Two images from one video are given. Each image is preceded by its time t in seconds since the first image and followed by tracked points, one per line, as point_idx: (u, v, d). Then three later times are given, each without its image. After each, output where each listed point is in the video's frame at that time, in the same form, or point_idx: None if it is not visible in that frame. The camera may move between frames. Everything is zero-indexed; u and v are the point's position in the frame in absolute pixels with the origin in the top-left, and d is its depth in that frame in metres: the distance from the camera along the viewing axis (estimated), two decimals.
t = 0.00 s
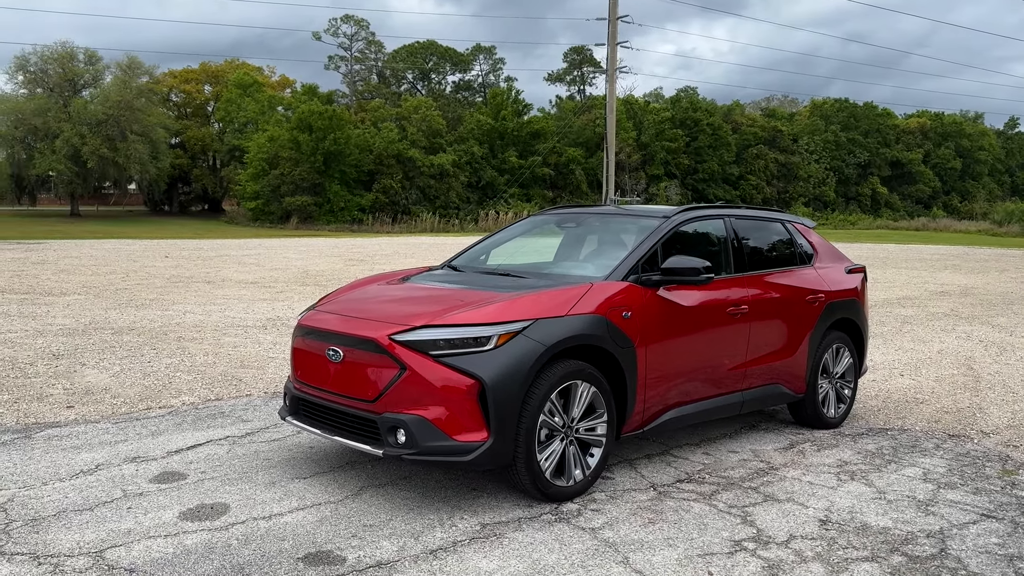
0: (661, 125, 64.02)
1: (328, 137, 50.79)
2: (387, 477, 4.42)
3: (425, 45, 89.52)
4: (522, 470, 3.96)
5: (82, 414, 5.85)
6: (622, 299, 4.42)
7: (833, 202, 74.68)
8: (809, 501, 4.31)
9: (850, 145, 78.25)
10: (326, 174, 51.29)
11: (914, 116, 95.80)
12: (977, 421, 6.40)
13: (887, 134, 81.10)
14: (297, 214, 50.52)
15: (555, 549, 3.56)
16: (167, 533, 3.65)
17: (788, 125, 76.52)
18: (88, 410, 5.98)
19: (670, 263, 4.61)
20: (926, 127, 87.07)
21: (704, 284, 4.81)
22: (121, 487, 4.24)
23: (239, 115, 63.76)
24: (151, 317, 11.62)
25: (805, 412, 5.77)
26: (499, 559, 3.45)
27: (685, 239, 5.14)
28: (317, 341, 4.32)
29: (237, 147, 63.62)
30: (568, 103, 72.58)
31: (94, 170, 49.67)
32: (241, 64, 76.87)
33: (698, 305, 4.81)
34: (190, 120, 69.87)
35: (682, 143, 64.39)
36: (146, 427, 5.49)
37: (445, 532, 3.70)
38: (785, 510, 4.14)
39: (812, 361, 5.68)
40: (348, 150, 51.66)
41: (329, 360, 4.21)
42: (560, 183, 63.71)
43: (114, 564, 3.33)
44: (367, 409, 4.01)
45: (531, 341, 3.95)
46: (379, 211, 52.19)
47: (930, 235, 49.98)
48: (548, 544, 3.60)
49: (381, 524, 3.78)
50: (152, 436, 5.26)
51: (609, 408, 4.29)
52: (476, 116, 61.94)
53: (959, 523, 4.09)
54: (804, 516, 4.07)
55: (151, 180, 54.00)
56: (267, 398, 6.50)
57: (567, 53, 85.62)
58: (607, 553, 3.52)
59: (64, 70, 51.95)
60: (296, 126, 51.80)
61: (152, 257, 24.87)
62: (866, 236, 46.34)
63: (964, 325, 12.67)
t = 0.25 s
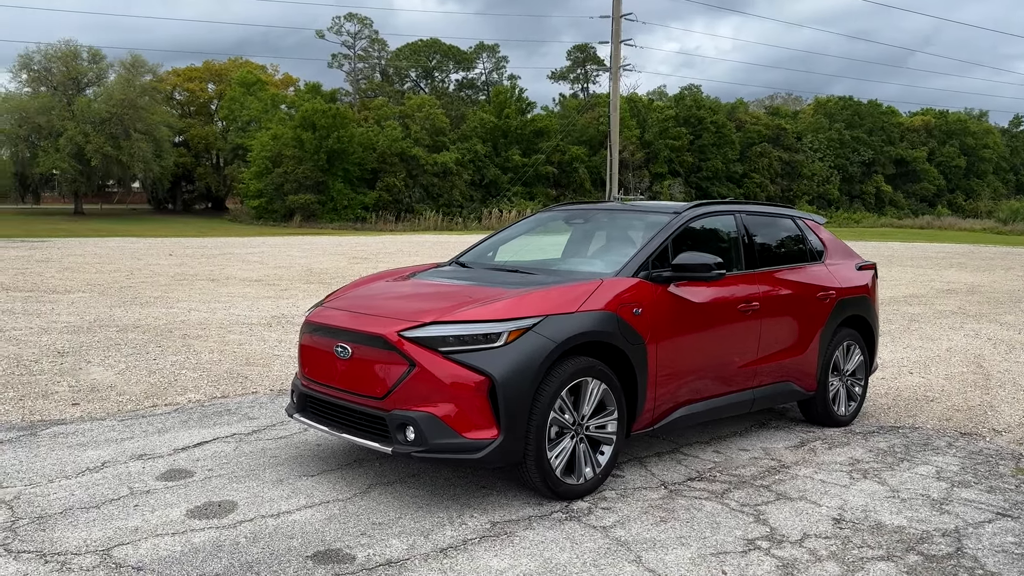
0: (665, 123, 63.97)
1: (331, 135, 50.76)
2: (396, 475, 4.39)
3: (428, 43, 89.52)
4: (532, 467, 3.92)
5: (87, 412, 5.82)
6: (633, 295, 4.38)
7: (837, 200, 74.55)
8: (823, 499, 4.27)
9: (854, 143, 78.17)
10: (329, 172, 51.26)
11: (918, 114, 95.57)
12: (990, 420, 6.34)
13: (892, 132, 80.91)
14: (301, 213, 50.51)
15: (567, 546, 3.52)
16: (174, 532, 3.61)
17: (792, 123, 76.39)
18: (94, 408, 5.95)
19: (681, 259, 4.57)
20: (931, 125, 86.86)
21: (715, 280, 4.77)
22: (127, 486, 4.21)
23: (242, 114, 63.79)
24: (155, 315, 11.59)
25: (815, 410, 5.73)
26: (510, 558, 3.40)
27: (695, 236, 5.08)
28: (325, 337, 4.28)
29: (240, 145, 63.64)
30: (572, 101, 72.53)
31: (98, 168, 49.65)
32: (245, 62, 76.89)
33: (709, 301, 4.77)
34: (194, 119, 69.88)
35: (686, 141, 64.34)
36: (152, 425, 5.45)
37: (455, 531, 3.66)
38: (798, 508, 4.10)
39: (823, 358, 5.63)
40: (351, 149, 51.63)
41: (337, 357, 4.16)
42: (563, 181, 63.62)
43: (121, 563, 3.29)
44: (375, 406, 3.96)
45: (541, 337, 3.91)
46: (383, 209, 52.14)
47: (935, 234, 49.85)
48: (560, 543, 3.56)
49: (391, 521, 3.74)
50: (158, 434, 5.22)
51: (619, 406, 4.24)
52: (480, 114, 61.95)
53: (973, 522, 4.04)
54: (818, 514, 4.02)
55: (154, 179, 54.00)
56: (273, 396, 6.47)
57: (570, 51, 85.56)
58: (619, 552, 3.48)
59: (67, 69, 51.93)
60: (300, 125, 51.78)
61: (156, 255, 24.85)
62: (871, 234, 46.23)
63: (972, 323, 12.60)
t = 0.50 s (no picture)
0: (664, 123, 63.94)
1: (330, 135, 50.63)
2: (409, 479, 4.31)
3: (427, 42, 89.46)
4: (550, 473, 3.84)
5: (92, 415, 5.73)
6: (651, 296, 4.30)
7: (836, 201, 74.60)
8: (844, 504, 4.19)
9: (852, 144, 78.23)
10: (328, 172, 51.16)
11: (916, 114, 95.67)
12: (1005, 422, 6.27)
13: (890, 132, 80.97)
14: (300, 212, 50.36)
15: (588, 553, 3.45)
16: (185, 540, 3.53)
17: (790, 123, 76.43)
18: (98, 410, 5.86)
19: (699, 260, 4.50)
20: (929, 126, 86.97)
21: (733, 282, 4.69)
22: (135, 491, 4.13)
23: (240, 113, 63.64)
24: (157, 315, 11.50)
25: (830, 413, 5.66)
26: (531, 566, 3.32)
27: (711, 236, 5.01)
28: (338, 340, 4.20)
29: (238, 145, 63.51)
30: (570, 101, 72.50)
31: (96, 168, 49.46)
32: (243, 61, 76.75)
33: (726, 302, 4.70)
34: (192, 118, 69.71)
35: (685, 141, 64.34)
36: (158, 428, 5.36)
37: (473, 538, 3.58)
38: (821, 514, 4.02)
39: (838, 360, 5.57)
40: (350, 148, 51.51)
41: (350, 359, 4.08)
42: (562, 181, 63.58)
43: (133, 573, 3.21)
44: (390, 410, 3.88)
45: (560, 339, 3.84)
46: (382, 209, 52.00)
47: (934, 234, 49.84)
48: (581, 550, 3.49)
49: (407, 529, 3.66)
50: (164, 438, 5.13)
51: (637, 410, 4.16)
52: (478, 114, 61.93)
53: (998, 528, 3.97)
54: (840, 521, 3.95)
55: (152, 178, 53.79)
56: (280, 398, 6.38)
57: (569, 51, 85.52)
58: (642, 561, 3.40)
59: (65, 68, 51.76)
60: (299, 124, 51.67)
61: (154, 254, 24.72)
62: (870, 234, 46.23)
63: (978, 324, 12.54)
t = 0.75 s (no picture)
0: (658, 124, 64.04)
1: (324, 135, 50.50)
2: (418, 487, 4.22)
3: (421, 43, 89.36)
4: (565, 480, 3.75)
5: (91, 419, 5.62)
6: (665, 299, 4.22)
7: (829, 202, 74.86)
8: (862, 511, 4.12)
9: (846, 145, 78.47)
10: (322, 172, 51.00)
11: (908, 117, 96.03)
12: (1016, 425, 6.20)
13: (882, 134, 81.26)
14: (294, 213, 50.20)
15: (606, 565, 3.36)
16: (190, 551, 3.42)
17: (784, 125, 76.65)
18: (97, 415, 5.75)
19: (713, 263, 4.42)
20: (921, 127, 87.33)
21: (746, 284, 4.62)
22: (137, 499, 4.02)
23: (233, 114, 63.43)
24: (153, 317, 11.38)
25: (842, 417, 5.59)
26: None
27: (723, 237, 4.94)
28: (346, 343, 4.10)
29: (232, 145, 63.27)
30: (565, 102, 72.48)
31: (89, 168, 49.15)
32: (236, 61, 76.58)
33: (740, 305, 4.62)
34: (185, 118, 69.42)
35: (679, 142, 64.45)
36: (158, 434, 5.25)
37: (488, 549, 3.49)
38: (840, 522, 3.95)
39: (850, 364, 5.50)
40: (344, 149, 51.38)
41: (359, 364, 3.98)
42: (556, 182, 63.65)
43: None
44: (400, 416, 3.79)
45: (575, 344, 3.75)
46: (375, 210, 51.86)
47: (927, 235, 49.98)
48: (600, 561, 3.40)
49: (419, 538, 3.57)
50: (165, 443, 5.02)
51: (652, 415, 4.08)
52: (473, 114, 61.96)
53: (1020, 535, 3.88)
54: (860, 528, 3.88)
55: (145, 179, 53.55)
56: (282, 401, 6.28)
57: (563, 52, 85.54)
58: (661, 572, 3.32)
59: (57, 68, 51.50)
60: (293, 124, 51.49)
61: (148, 255, 24.55)
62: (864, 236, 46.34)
63: (978, 325, 12.50)
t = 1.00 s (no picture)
0: (646, 127, 64.18)
1: (311, 137, 50.29)
2: (421, 496, 4.13)
3: (409, 45, 89.24)
4: (572, 489, 3.67)
5: (81, 427, 5.50)
6: (671, 304, 4.15)
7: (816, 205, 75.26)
8: (872, 519, 4.07)
9: (832, 148, 78.92)
10: (310, 174, 50.78)
11: (894, 120, 96.72)
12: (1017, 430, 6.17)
13: (869, 137, 81.77)
14: (280, 215, 49.93)
15: None
16: (189, 564, 3.32)
17: (771, 128, 77.01)
18: (87, 422, 5.62)
19: (720, 268, 4.36)
20: (907, 130, 87.95)
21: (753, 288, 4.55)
22: (131, 510, 3.91)
23: (220, 115, 63.08)
24: (142, 321, 11.22)
25: (845, 423, 5.54)
26: None
27: (728, 241, 4.88)
28: (346, 349, 4.01)
29: (218, 147, 62.91)
30: (553, 104, 72.55)
31: (73, 169, 48.71)
32: (223, 63, 76.23)
33: (746, 309, 4.56)
34: (171, 119, 69.00)
35: (667, 145, 64.62)
36: (151, 441, 5.14)
37: (495, 560, 3.41)
38: (851, 530, 3.89)
39: (853, 368, 5.45)
40: (332, 150, 51.16)
41: (360, 370, 3.89)
42: (545, 185, 63.68)
43: None
44: (404, 424, 3.70)
45: (583, 350, 3.67)
46: (363, 212, 51.64)
47: (914, 237, 50.33)
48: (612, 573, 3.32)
49: (424, 550, 3.49)
50: (159, 451, 4.91)
51: (659, 422, 4.00)
52: (461, 116, 61.96)
53: None
54: (871, 536, 3.82)
55: (131, 180, 53.16)
56: (276, 407, 6.17)
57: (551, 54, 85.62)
58: None
59: (41, 68, 51.06)
60: (280, 126, 51.23)
61: (134, 258, 24.32)
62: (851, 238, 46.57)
63: (970, 328, 12.51)
